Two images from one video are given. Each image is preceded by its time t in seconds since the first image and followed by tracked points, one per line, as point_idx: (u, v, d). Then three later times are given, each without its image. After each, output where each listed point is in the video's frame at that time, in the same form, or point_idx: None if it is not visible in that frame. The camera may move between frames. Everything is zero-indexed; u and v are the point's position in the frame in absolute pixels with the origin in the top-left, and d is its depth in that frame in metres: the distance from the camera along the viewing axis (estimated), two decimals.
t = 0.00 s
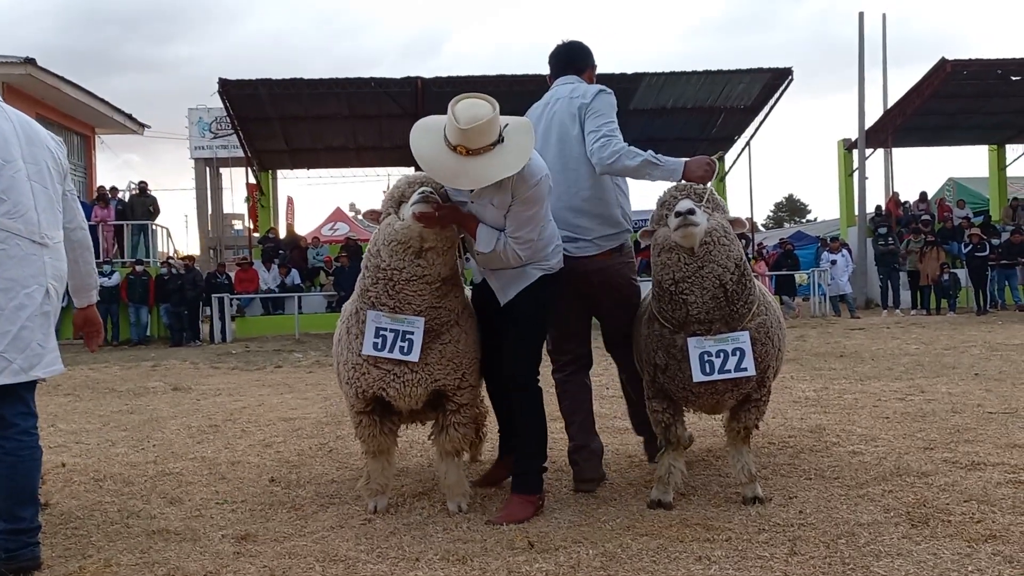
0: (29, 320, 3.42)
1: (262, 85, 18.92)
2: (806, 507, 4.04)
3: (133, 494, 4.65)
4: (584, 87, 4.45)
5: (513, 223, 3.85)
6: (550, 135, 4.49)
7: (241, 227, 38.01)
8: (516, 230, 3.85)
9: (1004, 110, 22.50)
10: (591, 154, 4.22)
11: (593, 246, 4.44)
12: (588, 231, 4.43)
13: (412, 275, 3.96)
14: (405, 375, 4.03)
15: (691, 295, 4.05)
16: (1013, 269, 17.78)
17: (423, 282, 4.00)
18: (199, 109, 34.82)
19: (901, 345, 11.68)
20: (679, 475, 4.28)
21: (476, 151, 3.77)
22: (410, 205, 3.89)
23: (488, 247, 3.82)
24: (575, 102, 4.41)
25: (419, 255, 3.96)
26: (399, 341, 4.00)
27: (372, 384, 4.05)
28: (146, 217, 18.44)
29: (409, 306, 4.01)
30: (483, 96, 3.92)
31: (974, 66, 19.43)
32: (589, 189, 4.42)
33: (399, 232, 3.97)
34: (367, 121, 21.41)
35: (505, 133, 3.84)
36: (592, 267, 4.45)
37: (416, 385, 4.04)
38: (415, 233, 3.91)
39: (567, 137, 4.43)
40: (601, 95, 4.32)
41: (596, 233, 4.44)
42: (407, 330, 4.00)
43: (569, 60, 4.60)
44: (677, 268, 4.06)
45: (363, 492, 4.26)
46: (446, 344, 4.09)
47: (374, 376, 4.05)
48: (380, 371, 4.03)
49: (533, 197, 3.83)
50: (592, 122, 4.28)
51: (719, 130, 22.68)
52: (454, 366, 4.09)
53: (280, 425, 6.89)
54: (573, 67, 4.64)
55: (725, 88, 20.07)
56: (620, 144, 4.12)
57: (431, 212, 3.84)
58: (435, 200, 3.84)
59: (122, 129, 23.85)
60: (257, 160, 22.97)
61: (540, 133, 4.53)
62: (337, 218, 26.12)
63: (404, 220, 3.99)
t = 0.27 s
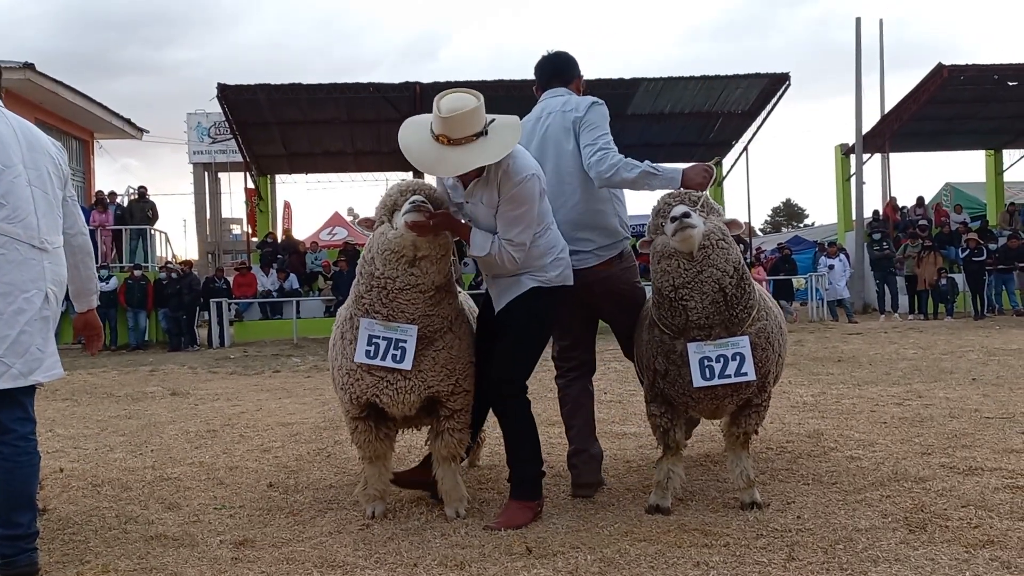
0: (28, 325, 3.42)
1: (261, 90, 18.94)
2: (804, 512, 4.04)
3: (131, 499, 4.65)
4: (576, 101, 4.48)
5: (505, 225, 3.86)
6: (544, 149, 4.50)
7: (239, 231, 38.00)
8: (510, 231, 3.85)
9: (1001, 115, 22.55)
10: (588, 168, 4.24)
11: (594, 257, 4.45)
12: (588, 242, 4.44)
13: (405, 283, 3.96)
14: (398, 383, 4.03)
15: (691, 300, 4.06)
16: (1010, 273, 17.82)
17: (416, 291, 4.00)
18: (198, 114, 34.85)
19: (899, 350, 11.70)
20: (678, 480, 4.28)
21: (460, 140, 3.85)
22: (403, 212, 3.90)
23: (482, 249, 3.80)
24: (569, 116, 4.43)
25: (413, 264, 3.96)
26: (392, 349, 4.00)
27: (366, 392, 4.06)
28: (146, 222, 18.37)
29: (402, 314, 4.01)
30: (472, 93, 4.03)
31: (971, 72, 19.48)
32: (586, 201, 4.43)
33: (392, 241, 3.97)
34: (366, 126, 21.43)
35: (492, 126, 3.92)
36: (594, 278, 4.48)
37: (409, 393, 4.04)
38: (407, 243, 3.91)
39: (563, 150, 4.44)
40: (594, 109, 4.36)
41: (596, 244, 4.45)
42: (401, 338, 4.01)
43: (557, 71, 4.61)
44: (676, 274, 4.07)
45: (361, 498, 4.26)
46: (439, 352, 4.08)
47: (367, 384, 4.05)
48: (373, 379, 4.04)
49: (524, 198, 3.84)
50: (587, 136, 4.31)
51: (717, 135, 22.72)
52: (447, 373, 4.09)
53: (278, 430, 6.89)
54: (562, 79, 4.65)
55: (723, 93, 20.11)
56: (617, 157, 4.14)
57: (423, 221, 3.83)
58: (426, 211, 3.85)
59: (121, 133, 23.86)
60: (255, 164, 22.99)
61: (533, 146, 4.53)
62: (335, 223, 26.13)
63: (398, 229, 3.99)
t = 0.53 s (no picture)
0: (26, 326, 3.41)
1: (260, 92, 18.93)
2: (803, 514, 4.04)
3: (129, 501, 4.64)
4: (566, 103, 4.47)
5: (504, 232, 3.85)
6: (539, 153, 4.50)
7: (237, 232, 37.98)
8: (510, 238, 3.84)
9: (1000, 117, 22.57)
10: (583, 170, 4.24)
11: (593, 258, 4.45)
12: (587, 244, 4.45)
13: (406, 282, 3.97)
14: (396, 383, 4.03)
15: (691, 302, 4.07)
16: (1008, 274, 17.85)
17: (416, 291, 4.01)
18: (196, 115, 34.85)
19: (897, 351, 11.70)
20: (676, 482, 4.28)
21: (464, 143, 3.86)
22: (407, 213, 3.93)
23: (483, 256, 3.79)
24: (559, 118, 4.42)
25: (414, 263, 3.98)
26: (391, 348, 3.99)
27: (364, 391, 4.05)
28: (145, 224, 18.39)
29: (402, 314, 4.02)
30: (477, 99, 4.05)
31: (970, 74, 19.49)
32: (583, 204, 4.44)
33: (394, 241, 4.00)
34: (364, 128, 21.43)
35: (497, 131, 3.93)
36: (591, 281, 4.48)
37: (407, 393, 4.03)
38: (410, 241, 3.94)
39: (556, 154, 4.44)
40: (584, 110, 4.35)
41: (595, 245, 4.45)
42: (400, 337, 4.00)
43: (543, 75, 4.60)
44: (676, 275, 4.07)
45: (359, 499, 4.26)
46: (438, 353, 4.08)
47: (365, 383, 4.05)
48: (371, 378, 4.03)
49: (523, 205, 3.83)
50: (579, 138, 4.30)
51: (715, 137, 22.73)
52: (445, 374, 4.08)
53: (276, 431, 6.88)
54: (551, 82, 4.64)
55: (721, 95, 20.12)
56: (610, 158, 4.14)
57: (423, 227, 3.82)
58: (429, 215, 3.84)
59: (119, 135, 23.85)
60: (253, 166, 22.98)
61: (527, 151, 4.53)
62: (333, 224, 26.12)
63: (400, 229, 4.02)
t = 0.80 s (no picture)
0: (23, 328, 3.41)
1: (258, 93, 18.93)
2: (801, 515, 4.04)
3: (126, 502, 4.63)
4: (559, 103, 4.46)
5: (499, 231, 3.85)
6: (534, 154, 4.49)
7: (235, 234, 37.96)
8: (504, 237, 3.83)
9: (997, 119, 22.62)
10: (581, 169, 4.24)
11: (595, 255, 4.45)
12: (588, 241, 4.44)
13: (401, 283, 3.94)
14: (394, 387, 4.00)
15: (688, 304, 4.06)
16: (1005, 276, 17.89)
17: (411, 293, 3.97)
18: (194, 116, 34.82)
19: (894, 353, 11.71)
20: (674, 483, 4.28)
21: (457, 142, 3.86)
22: (406, 211, 3.95)
23: (478, 252, 3.81)
24: (554, 118, 4.41)
25: (410, 263, 3.95)
26: (388, 351, 3.95)
27: (362, 396, 4.03)
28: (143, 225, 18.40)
29: (398, 317, 3.98)
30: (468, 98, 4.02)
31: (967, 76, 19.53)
32: (582, 202, 4.43)
33: (391, 240, 3.98)
34: (363, 129, 21.43)
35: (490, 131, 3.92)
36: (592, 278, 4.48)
37: (406, 397, 4.02)
38: (406, 239, 3.92)
39: (553, 154, 4.43)
40: (578, 109, 4.35)
41: (596, 241, 4.45)
42: (397, 340, 3.96)
43: (537, 75, 4.60)
44: (673, 277, 4.06)
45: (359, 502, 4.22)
46: (436, 356, 4.05)
47: (363, 388, 4.02)
48: (369, 385, 4.01)
49: (517, 204, 3.83)
50: (575, 138, 4.30)
51: (713, 138, 22.75)
52: (445, 378, 4.06)
53: (275, 432, 6.88)
54: (545, 82, 4.63)
55: (719, 97, 20.15)
56: (608, 157, 4.14)
57: (423, 217, 3.87)
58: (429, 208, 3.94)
59: (117, 136, 23.84)
60: (251, 167, 22.97)
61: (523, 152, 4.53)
62: (331, 226, 26.11)
63: (397, 228, 4.00)
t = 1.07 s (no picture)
0: (20, 331, 3.41)
1: (256, 95, 18.94)
2: (798, 517, 4.05)
3: (123, 504, 4.63)
4: (567, 108, 4.47)
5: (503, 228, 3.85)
6: (537, 158, 4.50)
7: (233, 236, 37.94)
8: (509, 235, 3.84)
9: (993, 121, 22.66)
10: (585, 175, 4.23)
11: (593, 259, 4.45)
12: (587, 245, 4.44)
13: (406, 283, 3.93)
14: (399, 389, 3.97)
15: (685, 308, 4.06)
16: (1002, 278, 17.91)
17: (415, 293, 3.96)
18: (192, 118, 34.82)
19: (892, 355, 11.73)
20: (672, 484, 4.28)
21: (464, 140, 3.86)
22: (410, 212, 3.98)
23: (481, 251, 3.83)
24: (562, 123, 4.41)
25: (413, 262, 3.95)
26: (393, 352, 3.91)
27: (366, 399, 3.99)
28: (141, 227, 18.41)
29: (401, 318, 3.95)
30: (477, 96, 4.05)
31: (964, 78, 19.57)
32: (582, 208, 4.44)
33: (393, 240, 3.97)
34: (361, 131, 21.44)
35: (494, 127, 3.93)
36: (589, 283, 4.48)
37: (410, 399, 3.99)
38: (411, 238, 3.93)
39: (557, 158, 4.44)
40: (586, 116, 4.35)
41: (595, 246, 4.46)
42: (401, 342, 3.92)
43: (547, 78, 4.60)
44: (670, 281, 4.07)
45: (358, 505, 4.19)
46: (439, 358, 4.04)
47: (367, 391, 3.98)
48: (374, 389, 3.98)
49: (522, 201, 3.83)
50: (582, 144, 4.31)
51: (711, 140, 22.78)
52: (448, 379, 4.06)
53: (273, 435, 6.88)
54: (554, 86, 4.63)
55: (716, 99, 20.18)
56: (613, 165, 4.14)
57: (427, 217, 3.90)
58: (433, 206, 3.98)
59: (115, 138, 23.83)
60: (249, 169, 22.97)
61: (527, 154, 4.54)
62: (329, 228, 26.10)
63: (398, 228, 4.00)
